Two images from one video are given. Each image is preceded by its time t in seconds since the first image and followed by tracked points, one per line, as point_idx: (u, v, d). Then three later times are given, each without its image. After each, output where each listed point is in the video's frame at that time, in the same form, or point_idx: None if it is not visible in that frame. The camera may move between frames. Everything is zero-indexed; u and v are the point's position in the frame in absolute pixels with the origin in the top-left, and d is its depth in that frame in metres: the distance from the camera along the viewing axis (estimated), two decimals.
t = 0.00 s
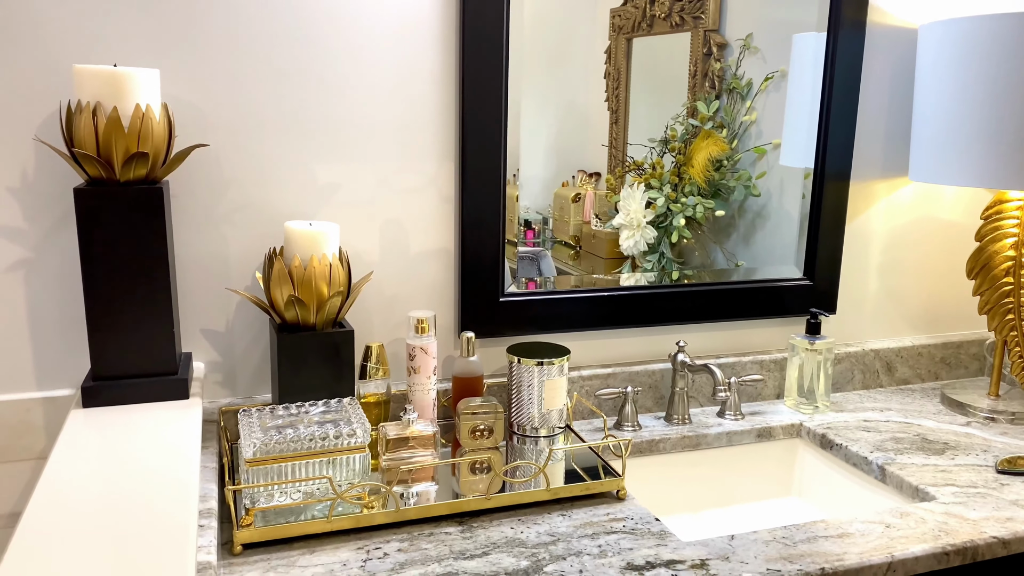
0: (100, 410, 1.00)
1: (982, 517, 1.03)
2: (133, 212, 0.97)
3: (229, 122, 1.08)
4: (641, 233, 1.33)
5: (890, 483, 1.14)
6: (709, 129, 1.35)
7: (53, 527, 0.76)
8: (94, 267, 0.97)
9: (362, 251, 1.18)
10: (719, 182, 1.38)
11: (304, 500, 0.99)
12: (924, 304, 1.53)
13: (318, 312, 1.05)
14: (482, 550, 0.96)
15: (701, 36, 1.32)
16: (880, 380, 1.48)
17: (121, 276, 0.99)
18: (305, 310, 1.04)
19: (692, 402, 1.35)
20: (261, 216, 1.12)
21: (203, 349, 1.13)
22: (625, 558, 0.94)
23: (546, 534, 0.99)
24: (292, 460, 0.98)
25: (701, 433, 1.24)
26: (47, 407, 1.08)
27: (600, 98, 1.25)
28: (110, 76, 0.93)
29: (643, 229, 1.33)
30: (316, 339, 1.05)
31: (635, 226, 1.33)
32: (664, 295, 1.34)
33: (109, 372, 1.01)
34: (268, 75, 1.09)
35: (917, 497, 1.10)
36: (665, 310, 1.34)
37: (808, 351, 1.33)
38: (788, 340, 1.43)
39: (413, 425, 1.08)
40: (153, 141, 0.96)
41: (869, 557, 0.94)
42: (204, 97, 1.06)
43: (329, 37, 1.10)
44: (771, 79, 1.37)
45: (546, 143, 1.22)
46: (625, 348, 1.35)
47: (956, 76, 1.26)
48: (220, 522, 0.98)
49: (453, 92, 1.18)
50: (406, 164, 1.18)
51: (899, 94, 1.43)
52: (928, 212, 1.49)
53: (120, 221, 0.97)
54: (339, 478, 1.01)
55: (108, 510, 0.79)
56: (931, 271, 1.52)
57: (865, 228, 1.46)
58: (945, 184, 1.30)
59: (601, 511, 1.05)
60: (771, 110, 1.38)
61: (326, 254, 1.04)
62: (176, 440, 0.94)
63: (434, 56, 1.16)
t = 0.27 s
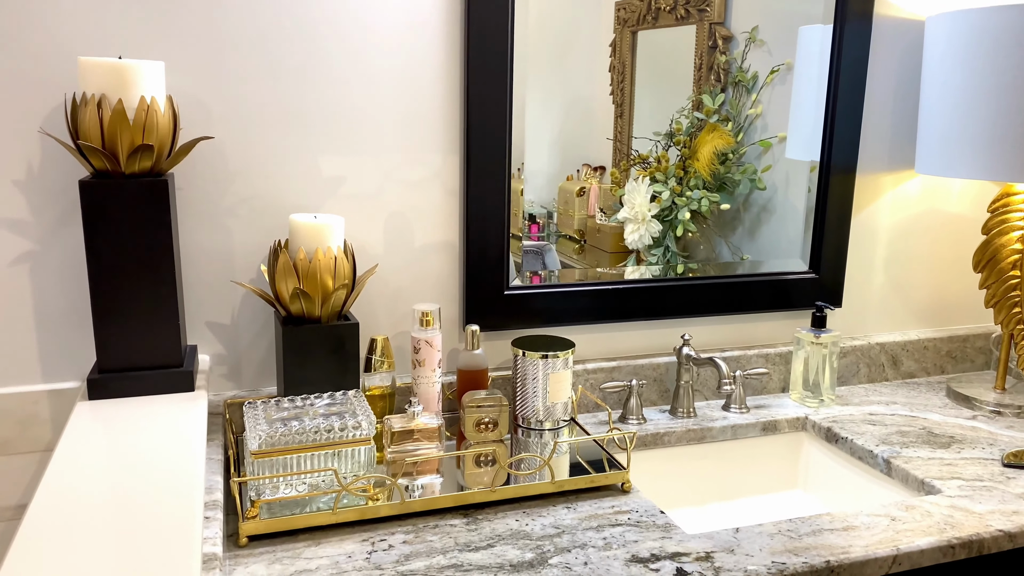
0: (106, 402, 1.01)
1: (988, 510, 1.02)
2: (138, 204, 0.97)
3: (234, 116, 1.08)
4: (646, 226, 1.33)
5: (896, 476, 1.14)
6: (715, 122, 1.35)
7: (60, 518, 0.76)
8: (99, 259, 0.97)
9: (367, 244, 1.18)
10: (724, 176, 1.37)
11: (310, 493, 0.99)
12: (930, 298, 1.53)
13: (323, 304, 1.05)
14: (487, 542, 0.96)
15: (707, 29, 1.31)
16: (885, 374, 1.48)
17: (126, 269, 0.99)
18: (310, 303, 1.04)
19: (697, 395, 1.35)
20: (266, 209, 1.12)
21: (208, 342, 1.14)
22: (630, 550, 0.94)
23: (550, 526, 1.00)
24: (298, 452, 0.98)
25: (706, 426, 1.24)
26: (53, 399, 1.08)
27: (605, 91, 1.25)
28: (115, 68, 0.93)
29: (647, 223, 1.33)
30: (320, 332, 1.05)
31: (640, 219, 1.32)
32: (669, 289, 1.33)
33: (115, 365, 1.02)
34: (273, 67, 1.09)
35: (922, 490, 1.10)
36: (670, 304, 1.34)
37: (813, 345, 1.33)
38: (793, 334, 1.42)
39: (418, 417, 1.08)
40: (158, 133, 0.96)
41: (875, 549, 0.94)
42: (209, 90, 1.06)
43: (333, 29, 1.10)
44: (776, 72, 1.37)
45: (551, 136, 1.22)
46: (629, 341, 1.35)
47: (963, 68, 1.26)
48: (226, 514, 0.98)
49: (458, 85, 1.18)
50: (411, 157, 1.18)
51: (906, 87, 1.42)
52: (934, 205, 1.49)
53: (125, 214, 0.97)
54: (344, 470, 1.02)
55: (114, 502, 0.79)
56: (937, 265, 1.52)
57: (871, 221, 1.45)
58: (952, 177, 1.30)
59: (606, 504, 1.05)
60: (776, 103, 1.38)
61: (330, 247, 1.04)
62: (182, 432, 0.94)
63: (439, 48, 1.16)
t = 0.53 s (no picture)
0: (110, 394, 1.01)
1: (992, 503, 1.02)
2: (142, 197, 0.97)
3: (237, 108, 1.08)
4: (649, 220, 1.33)
5: (900, 469, 1.14)
6: (719, 115, 1.35)
7: (65, 510, 0.76)
8: (103, 252, 0.97)
9: (371, 237, 1.18)
10: (728, 169, 1.37)
11: (314, 485, 0.99)
12: (935, 291, 1.52)
13: (327, 297, 1.05)
14: (492, 534, 0.96)
15: (711, 21, 1.31)
16: (890, 367, 1.48)
17: (130, 262, 0.99)
18: (314, 296, 1.04)
19: (701, 388, 1.35)
20: (270, 202, 1.12)
21: (212, 335, 1.14)
22: (634, 543, 0.94)
23: (554, 519, 1.00)
24: (302, 445, 0.98)
25: (709, 419, 1.24)
26: (58, 392, 1.08)
27: (609, 84, 1.25)
28: (118, 61, 0.93)
29: (651, 216, 1.33)
30: (324, 325, 1.05)
31: (644, 213, 1.32)
32: (673, 282, 1.33)
33: (120, 358, 1.02)
34: (276, 60, 1.08)
35: (927, 484, 1.10)
36: (674, 297, 1.34)
37: (818, 338, 1.32)
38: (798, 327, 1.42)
39: (422, 410, 1.08)
40: (162, 126, 0.96)
41: (879, 542, 0.93)
42: (213, 83, 1.06)
43: (336, 22, 1.10)
44: (781, 65, 1.36)
45: (555, 130, 1.22)
46: (633, 334, 1.35)
47: (969, 60, 1.25)
48: (230, 507, 0.99)
49: (461, 78, 1.17)
50: (414, 150, 1.17)
51: (911, 80, 1.41)
52: (940, 198, 1.48)
53: (129, 207, 0.97)
54: (348, 463, 1.02)
55: (119, 494, 0.79)
56: (942, 258, 1.51)
57: (876, 214, 1.45)
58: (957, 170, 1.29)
59: (610, 497, 1.05)
60: (781, 96, 1.37)
61: (334, 239, 1.04)
62: (186, 424, 0.94)
63: (442, 41, 1.15)
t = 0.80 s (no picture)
0: (113, 387, 1.01)
1: (996, 496, 1.02)
2: (143, 189, 0.97)
3: (239, 101, 1.08)
4: (652, 214, 1.32)
5: (904, 463, 1.14)
6: (722, 108, 1.34)
7: (68, 502, 0.76)
8: (105, 245, 0.97)
9: (373, 230, 1.18)
10: (732, 162, 1.36)
11: (316, 478, 0.99)
12: (939, 285, 1.52)
13: (330, 290, 1.05)
14: (494, 527, 0.96)
15: (715, 14, 1.30)
16: (893, 361, 1.47)
17: (132, 254, 0.99)
18: (317, 289, 1.04)
19: (704, 381, 1.34)
20: (272, 195, 1.12)
21: (215, 328, 1.14)
22: (636, 535, 0.94)
23: (557, 512, 1.00)
24: (304, 437, 0.98)
25: (712, 412, 1.24)
26: (61, 384, 1.08)
27: (612, 77, 1.24)
28: (119, 53, 0.93)
29: (654, 210, 1.33)
30: (327, 318, 1.05)
31: (647, 206, 1.32)
32: (676, 275, 1.33)
33: (122, 350, 1.02)
34: (278, 53, 1.08)
35: (931, 477, 1.10)
36: (677, 290, 1.33)
37: (821, 331, 1.32)
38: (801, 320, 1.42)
39: (424, 403, 1.08)
40: (163, 119, 0.96)
41: (882, 536, 0.93)
42: (215, 75, 1.06)
43: (338, 14, 1.09)
44: (785, 57, 1.35)
45: (557, 122, 1.21)
46: (636, 327, 1.35)
47: (975, 52, 1.24)
48: (233, 499, 0.99)
49: (464, 71, 1.17)
50: (417, 143, 1.17)
51: (916, 72, 1.41)
52: (944, 191, 1.47)
53: (130, 199, 0.96)
54: (351, 455, 1.02)
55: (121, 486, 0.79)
56: (947, 251, 1.51)
57: (880, 207, 1.44)
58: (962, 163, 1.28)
59: (613, 489, 1.05)
60: (785, 89, 1.37)
61: (336, 232, 1.04)
62: (189, 416, 0.94)
63: (445, 33, 1.15)
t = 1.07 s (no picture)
0: (114, 379, 1.01)
1: (999, 489, 1.02)
2: (144, 181, 0.96)
3: (240, 93, 1.07)
4: (655, 207, 1.32)
5: (906, 456, 1.13)
6: (725, 101, 1.34)
7: (69, 495, 0.76)
8: (106, 237, 0.97)
9: (375, 222, 1.17)
10: (734, 155, 1.36)
11: (318, 470, 0.99)
12: (943, 278, 1.51)
13: (331, 283, 1.05)
14: (496, 520, 0.96)
15: (718, 6, 1.29)
16: (896, 354, 1.47)
17: (133, 246, 0.98)
18: (318, 282, 1.04)
19: (706, 374, 1.34)
20: (274, 187, 1.12)
21: (216, 320, 1.14)
22: (638, 528, 0.94)
23: (559, 505, 0.99)
24: (306, 430, 0.98)
25: (714, 405, 1.24)
26: (63, 377, 1.08)
27: (614, 69, 1.23)
28: (119, 44, 0.92)
29: (657, 203, 1.32)
30: (328, 311, 1.05)
31: (649, 200, 1.31)
32: (678, 268, 1.32)
33: (123, 342, 1.02)
34: (279, 45, 1.07)
35: (933, 470, 1.10)
36: (680, 283, 1.33)
37: (824, 324, 1.32)
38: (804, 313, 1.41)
39: (426, 396, 1.08)
40: (164, 110, 0.96)
41: (884, 529, 0.93)
42: (215, 67, 1.06)
43: (339, 6, 1.09)
44: (788, 50, 1.35)
45: (559, 115, 1.21)
46: (638, 320, 1.34)
47: (980, 44, 1.23)
48: (234, 491, 0.99)
49: (465, 63, 1.16)
50: (418, 136, 1.17)
51: (920, 64, 1.40)
52: (948, 183, 1.47)
53: (131, 191, 0.96)
54: (352, 448, 1.01)
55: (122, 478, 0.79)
56: (950, 244, 1.50)
57: (883, 200, 1.43)
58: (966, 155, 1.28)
59: (615, 482, 1.05)
60: (788, 81, 1.36)
61: (338, 224, 1.04)
62: (190, 409, 0.94)
63: (446, 26, 1.14)
